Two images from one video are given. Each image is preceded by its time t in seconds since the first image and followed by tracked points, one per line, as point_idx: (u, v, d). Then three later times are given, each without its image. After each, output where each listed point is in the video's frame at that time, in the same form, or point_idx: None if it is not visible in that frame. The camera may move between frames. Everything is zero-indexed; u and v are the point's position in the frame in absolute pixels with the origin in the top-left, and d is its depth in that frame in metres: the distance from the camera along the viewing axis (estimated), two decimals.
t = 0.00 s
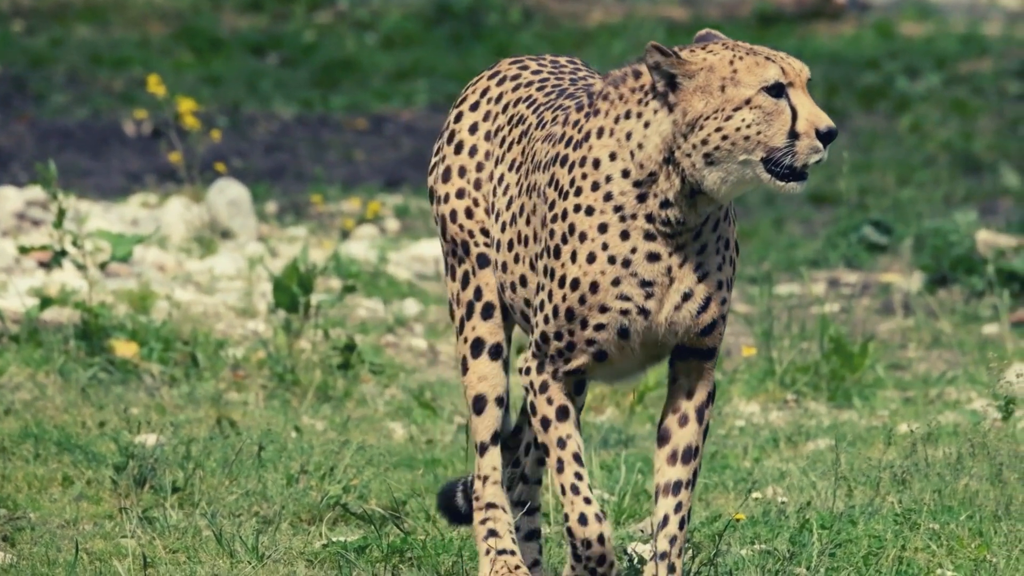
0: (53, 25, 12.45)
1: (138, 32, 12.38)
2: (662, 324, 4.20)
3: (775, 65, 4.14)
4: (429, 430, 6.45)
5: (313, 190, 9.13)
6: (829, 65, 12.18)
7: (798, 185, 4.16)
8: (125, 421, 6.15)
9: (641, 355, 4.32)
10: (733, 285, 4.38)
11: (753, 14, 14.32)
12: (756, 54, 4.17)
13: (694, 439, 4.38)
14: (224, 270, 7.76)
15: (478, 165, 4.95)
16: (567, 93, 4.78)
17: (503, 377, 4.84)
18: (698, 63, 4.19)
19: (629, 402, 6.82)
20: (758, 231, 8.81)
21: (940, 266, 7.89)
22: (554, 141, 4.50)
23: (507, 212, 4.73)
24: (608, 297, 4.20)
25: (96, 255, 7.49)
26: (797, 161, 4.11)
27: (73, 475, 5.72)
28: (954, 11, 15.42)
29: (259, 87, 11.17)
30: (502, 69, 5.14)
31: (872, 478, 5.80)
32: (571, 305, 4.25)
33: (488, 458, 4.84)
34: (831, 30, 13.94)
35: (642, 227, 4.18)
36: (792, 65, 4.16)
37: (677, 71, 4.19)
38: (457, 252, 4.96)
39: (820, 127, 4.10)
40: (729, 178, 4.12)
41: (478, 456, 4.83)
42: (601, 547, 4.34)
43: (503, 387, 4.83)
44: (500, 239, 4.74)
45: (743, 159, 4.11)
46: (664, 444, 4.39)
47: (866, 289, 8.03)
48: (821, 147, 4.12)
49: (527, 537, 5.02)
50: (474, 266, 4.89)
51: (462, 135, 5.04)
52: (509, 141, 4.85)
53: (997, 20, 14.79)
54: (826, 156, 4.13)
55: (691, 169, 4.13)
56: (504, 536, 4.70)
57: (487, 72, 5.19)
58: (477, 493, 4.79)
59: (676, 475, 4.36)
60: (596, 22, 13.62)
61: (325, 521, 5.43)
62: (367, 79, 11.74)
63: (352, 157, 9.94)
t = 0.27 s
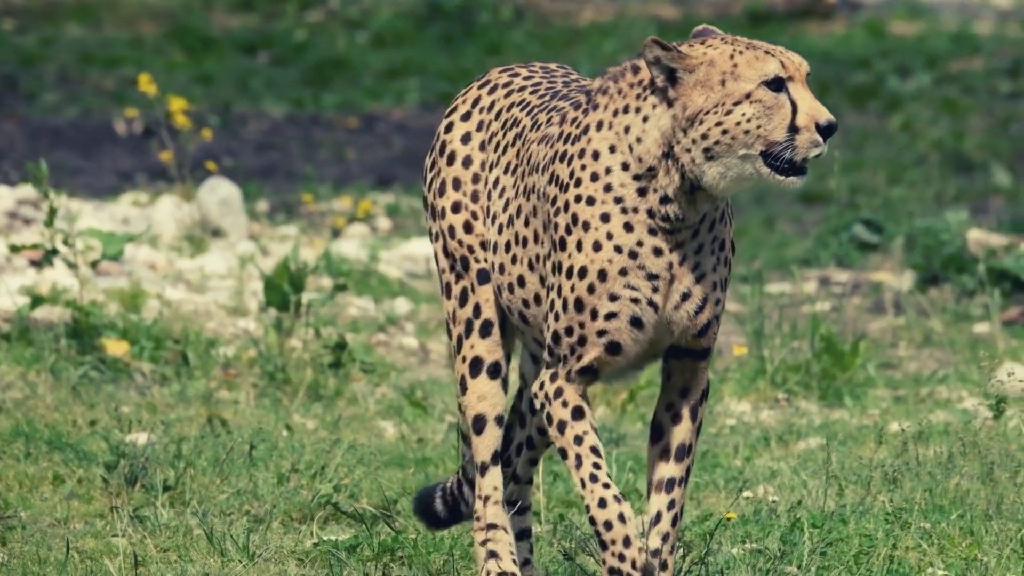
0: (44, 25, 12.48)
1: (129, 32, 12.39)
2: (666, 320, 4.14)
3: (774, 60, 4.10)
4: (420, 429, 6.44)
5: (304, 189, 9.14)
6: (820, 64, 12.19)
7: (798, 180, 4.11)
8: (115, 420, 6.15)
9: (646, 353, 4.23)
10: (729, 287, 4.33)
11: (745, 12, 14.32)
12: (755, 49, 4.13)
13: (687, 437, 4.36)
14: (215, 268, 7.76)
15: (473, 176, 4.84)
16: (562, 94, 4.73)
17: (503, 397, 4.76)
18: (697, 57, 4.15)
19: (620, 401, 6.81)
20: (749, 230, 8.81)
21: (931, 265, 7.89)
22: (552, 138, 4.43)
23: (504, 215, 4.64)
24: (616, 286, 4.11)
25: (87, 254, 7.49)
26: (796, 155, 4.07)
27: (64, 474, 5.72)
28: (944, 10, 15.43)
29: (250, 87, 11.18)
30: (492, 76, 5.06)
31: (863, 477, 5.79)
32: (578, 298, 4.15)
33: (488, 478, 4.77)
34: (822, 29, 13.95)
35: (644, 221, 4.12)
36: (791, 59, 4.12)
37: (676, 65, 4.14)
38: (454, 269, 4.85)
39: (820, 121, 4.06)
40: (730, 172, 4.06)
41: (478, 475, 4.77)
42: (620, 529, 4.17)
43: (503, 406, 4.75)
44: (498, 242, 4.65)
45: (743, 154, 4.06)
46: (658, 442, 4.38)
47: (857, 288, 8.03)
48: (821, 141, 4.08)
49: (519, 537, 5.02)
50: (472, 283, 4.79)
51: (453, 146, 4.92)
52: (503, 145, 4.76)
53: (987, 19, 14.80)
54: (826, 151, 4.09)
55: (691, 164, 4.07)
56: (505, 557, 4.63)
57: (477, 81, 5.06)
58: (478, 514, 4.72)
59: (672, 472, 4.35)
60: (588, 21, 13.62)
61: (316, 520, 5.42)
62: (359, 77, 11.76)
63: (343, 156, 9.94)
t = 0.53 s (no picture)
0: (36, 24, 12.56)
1: (121, 31, 12.42)
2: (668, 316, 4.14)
3: (775, 56, 4.11)
4: (412, 429, 6.42)
5: (296, 187, 9.15)
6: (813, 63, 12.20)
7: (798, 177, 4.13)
8: (107, 419, 6.15)
9: (650, 351, 4.22)
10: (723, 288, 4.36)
11: (737, 12, 14.34)
12: (756, 46, 4.14)
13: (682, 435, 4.41)
14: (207, 267, 7.76)
15: (467, 188, 4.81)
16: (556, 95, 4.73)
17: (497, 413, 4.76)
18: (697, 53, 4.16)
19: (612, 400, 6.81)
20: (740, 229, 8.82)
21: (923, 264, 7.90)
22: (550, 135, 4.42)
23: (497, 219, 4.61)
24: (622, 277, 4.11)
25: (79, 253, 7.49)
26: (797, 151, 4.09)
27: (56, 473, 5.72)
28: (935, 9, 15.45)
29: (242, 85, 11.21)
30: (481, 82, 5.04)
31: (854, 476, 5.79)
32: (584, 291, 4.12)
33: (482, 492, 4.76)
34: (814, 28, 13.96)
35: (645, 218, 4.13)
36: (792, 56, 4.13)
37: (677, 61, 4.15)
38: (448, 285, 4.82)
39: (821, 118, 4.08)
40: (731, 168, 4.08)
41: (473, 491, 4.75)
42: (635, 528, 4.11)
43: (496, 423, 4.74)
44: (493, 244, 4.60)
45: (744, 151, 4.07)
46: (653, 438, 4.42)
47: (849, 287, 8.04)
48: (821, 138, 4.10)
49: (512, 536, 5.02)
50: (467, 301, 4.76)
51: (448, 157, 4.89)
52: (495, 152, 4.74)
53: (979, 18, 14.81)
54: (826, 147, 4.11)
55: (691, 162, 4.08)
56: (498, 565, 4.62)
57: (470, 89, 5.03)
58: (471, 527, 4.70)
59: (667, 471, 4.40)
60: (580, 20, 13.63)
61: (308, 518, 5.41)
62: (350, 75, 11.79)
63: (335, 155, 9.94)
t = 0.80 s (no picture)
0: (26, 23, 12.72)
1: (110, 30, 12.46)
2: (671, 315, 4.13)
3: (775, 57, 4.10)
4: (402, 427, 6.41)
5: (286, 186, 9.16)
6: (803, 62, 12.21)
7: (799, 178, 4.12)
8: (97, 417, 6.14)
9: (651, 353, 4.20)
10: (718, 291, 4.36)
11: (727, 10, 14.35)
12: (755, 46, 4.12)
13: (678, 435, 4.42)
14: (197, 266, 7.76)
15: (454, 187, 4.81)
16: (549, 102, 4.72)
17: (485, 415, 4.75)
18: (696, 54, 4.15)
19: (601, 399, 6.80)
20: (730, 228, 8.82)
21: (913, 263, 7.90)
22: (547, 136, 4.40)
23: (486, 225, 4.59)
24: (627, 272, 4.09)
25: (69, 251, 7.49)
26: (798, 152, 4.07)
27: (46, 472, 5.71)
28: (924, 7, 15.45)
29: (231, 84, 11.24)
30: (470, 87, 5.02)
31: (844, 475, 5.78)
32: (590, 286, 4.10)
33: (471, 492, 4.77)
34: (804, 27, 13.97)
35: (646, 216, 4.12)
36: (792, 57, 4.12)
37: (676, 62, 4.14)
38: (437, 282, 4.82)
39: (821, 118, 4.07)
40: (733, 169, 4.06)
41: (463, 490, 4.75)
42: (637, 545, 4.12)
43: (486, 425, 4.74)
44: (483, 253, 4.60)
45: (745, 152, 4.06)
46: (648, 437, 4.43)
47: (839, 286, 8.04)
48: (822, 138, 4.09)
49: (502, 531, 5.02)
50: (455, 301, 4.76)
51: (435, 155, 4.90)
52: (481, 156, 4.73)
53: (970, 17, 14.82)
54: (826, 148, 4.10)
55: (693, 163, 4.07)
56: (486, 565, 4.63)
57: (460, 90, 5.02)
58: (461, 526, 4.72)
59: (660, 471, 4.43)
60: (571, 19, 13.64)
61: (298, 517, 5.39)
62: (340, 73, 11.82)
63: (325, 155, 9.94)
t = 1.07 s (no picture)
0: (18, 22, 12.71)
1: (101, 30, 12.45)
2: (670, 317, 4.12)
3: (774, 60, 4.12)
4: (393, 426, 6.40)
5: (278, 186, 9.16)
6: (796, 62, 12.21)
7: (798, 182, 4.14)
8: (88, 417, 6.14)
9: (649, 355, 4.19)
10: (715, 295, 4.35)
11: (719, 10, 14.35)
12: (754, 49, 4.15)
13: (673, 437, 4.43)
14: (188, 265, 7.76)
15: (444, 185, 4.81)
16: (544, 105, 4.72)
17: (478, 417, 4.75)
18: (695, 56, 4.16)
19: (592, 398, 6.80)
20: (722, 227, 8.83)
21: (905, 263, 7.90)
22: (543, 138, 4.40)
23: (476, 227, 4.59)
24: (624, 269, 4.08)
25: (60, 251, 7.49)
26: (797, 155, 4.10)
27: (37, 471, 5.71)
28: (916, 6, 15.46)
29: (222, 83, 11.23)
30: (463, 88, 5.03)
31: (836, 474, 5.77)
32: (586, 282, 4.08)
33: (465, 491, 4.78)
34: (797, 27, 13.97)
35: (643, 217, 4.11)
36: (791, 60, 4.14)
37: (675, 65, 4.15)
38: (431, 281, 4.82)
39: (821, 121, 4.10)
40: (733, 172, 4.08)
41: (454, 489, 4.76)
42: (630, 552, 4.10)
43: (479, 427, 4.74)
44: (472, 254, 4.59)
45: (744, 154, 4.08)
46: (643, 440, 4.44)
47: (831, 285, 8.04)
48: (820, 141, 4.11)
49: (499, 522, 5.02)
50: (448, 302, 4.76)
51: (428, 153, 4.90)
52: (470, 156, 4.73)
53: (961, 16, 14.83)
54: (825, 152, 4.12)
55: (693, 165, 4.08)
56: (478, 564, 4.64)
57: (453, 88, 5.02)
58: (455, 523, 4.74)
59: (655, 473, 4.44)
60: (563, 18, 13.65)
61: (290, 516, 5.40)
62: (331, 73, 11.80)
63: (317, 154, 9.94)
